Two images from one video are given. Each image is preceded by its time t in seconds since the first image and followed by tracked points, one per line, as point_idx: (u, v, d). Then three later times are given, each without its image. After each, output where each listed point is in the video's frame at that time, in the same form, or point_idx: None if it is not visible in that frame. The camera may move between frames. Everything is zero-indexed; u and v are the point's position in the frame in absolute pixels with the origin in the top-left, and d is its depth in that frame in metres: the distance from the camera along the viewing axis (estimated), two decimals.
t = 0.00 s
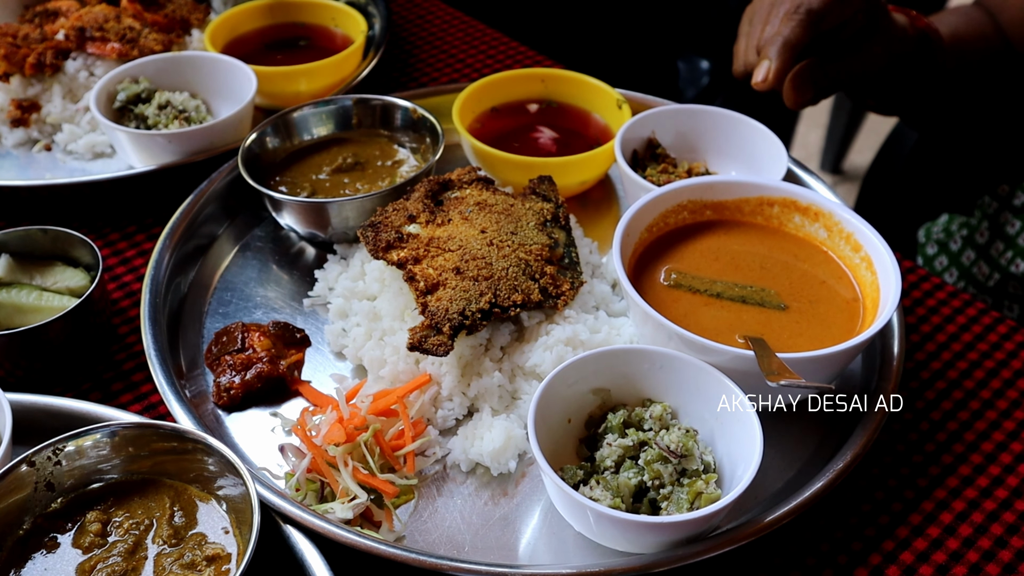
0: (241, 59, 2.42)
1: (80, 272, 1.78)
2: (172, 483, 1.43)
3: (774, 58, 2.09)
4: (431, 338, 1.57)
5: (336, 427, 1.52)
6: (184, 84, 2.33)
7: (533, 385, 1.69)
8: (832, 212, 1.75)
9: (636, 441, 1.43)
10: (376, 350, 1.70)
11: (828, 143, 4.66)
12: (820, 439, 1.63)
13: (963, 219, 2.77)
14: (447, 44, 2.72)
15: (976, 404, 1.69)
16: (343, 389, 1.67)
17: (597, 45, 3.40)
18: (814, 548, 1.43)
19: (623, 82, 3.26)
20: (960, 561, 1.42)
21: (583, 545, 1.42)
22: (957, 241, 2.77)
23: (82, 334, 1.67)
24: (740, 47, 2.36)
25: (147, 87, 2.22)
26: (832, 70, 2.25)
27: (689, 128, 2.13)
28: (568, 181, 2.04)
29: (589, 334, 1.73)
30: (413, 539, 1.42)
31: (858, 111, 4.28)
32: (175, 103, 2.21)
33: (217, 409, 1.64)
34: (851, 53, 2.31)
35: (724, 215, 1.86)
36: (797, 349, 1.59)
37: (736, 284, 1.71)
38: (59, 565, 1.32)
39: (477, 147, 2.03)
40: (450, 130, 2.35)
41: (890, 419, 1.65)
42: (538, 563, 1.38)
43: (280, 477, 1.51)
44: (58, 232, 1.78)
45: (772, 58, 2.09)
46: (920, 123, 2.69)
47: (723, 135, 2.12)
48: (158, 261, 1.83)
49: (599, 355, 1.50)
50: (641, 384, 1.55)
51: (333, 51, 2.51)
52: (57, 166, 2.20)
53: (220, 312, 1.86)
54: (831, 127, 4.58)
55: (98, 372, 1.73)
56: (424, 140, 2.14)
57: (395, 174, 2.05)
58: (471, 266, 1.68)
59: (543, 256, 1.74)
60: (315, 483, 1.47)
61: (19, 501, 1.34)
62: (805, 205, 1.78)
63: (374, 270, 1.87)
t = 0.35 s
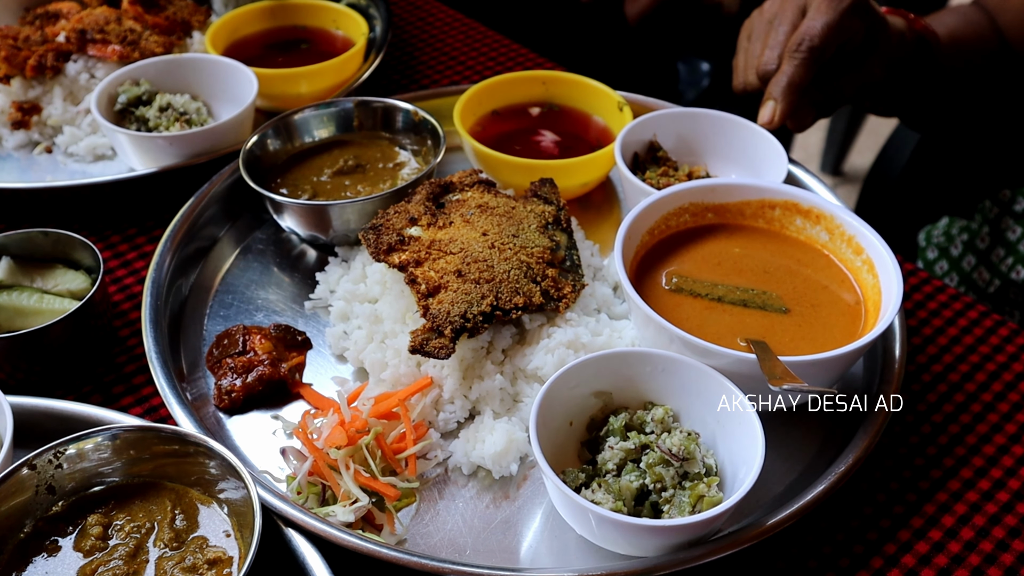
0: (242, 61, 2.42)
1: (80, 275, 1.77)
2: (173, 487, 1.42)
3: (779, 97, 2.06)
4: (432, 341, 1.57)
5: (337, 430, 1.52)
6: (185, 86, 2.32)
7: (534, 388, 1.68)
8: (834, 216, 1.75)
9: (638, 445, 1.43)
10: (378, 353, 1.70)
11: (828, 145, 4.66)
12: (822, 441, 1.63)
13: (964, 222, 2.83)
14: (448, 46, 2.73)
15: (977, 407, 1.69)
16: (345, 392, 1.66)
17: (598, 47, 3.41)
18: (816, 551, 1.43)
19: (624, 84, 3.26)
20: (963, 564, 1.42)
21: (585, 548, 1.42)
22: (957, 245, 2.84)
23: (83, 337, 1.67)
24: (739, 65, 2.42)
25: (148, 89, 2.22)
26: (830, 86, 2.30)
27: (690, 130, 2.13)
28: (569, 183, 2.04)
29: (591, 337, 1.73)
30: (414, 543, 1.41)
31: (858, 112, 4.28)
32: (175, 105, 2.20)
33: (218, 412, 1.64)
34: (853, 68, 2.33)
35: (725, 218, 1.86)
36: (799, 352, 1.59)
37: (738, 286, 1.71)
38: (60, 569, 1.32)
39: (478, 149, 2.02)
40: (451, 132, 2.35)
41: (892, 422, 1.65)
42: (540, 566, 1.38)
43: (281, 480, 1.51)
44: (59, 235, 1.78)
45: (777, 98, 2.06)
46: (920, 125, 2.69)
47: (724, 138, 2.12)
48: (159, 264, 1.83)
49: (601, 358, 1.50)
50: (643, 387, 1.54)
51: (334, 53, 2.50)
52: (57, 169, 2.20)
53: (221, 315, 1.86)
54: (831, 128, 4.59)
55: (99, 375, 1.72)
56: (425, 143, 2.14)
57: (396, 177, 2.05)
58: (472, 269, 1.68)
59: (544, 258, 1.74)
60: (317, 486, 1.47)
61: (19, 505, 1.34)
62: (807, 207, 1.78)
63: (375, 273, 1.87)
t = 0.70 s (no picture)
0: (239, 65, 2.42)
1: (77, 280, 1.77)
2: (168, 493, 1.42)
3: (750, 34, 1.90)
4: (428, 347, 1.57)
5: (333, 436, 1.51)
6: (182, 91, 2.32)
7: (530, 394, 1.68)
8: (832, 221, 1.75)
9: (634, 451, 1.43)
10: (374, 359, 1.70)
11: (828, 147, 4.66)
12: (819, 447, 1.63)
13: (964, 225, 2.75)
14: (446, 49, 2.72)
15: (975, 412, 1.68)
16: (341, 398, 1.66)
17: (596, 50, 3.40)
18: (813, 558, 1.43)
19: (622, 88, 3.26)
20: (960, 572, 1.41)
21: (580, 554, 1.42)
22: (957, 247, 2.75)
23: (79, 343, 1.67)
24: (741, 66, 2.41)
25: (145, 93, 2.21)
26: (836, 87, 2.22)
27: (688, 135, 2.13)
28: (565, 188, 2.04)
29: (587, 343, 1.73)
30: (410, 549, 1.41)
31: (858, 115, 4.28)
32: (173, 110, 2.20)
33: (214, 418, 1.63)
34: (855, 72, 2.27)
35: (722, 223, 1.85)
36: (795, 358, 1.58)
37: (735, 292, 1.71)
38: None
39: (475, 154, 2.02)
40: (449, 136, 2.34)
41: (889, 427, 1.65)
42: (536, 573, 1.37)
43: (277, 487, 1.50)
44: (55, 240, 1.77)
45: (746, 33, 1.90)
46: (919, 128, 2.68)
47: (721, 143, 2.12)
48: (155, 269, 1.83)
49: (597, 364, 1.50)
50: (640, 393, 1.54)
51: (332, 57, 2.50)
52: (55, 173, 2.20)
53: (218, 320, 1.86)
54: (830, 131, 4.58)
55: (95, 380, 1.72)
56: (422, 147, 2.14)
57: (393, 181, 2.04)
58: (469, 275, 1.67)
59: (541, 264, 1.73)
60: (312, 493, 1.46)
61: (14, 512, 1.33)
62: (804, 212, 1.78)
63: (371, 278, 1.86)
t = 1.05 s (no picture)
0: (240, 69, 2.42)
1: (77, 284, 1.77)
2: (168, 498, 1.42)
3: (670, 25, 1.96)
4: (429, 352, 1.57)
5: (333, 441, 1.51)
6: (182, 94, 2.32)
7: (531, 399, 1.68)
8: (832, 225, 1.74)
9: (635, 456, 1.42)
10: (374, 363, 1.70)
11: (828, 149, 4.66)
12: (820, 452, 1.62)
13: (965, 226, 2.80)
14: (447, 53, 2.72)
15: (976, 417, 1.68)
16: (341, 403, 1.66)
17: (597, 53, 3.41)
18: (814, 563, 1.42)
19: (622, 91, 3.26)
20: None
21: (581, 560, 1.41)
22: (958, 248, 2.81)
23: (78, 348, 1.66)
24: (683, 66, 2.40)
25: (145, 97, 2.21)
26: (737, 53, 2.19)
27: (688, 138, 2.13)
28: (566, 192, 2.04)
29: (588, 348, 1.73)
30: (410, 555, 1.41)
31: (858, 117, 4.28)
32: (173, 113, 2.20)
33: (214, 423, 1.63)
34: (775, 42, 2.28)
35: (723, 227, 1.85)
36: (796, 363, 1.58)
37: (736, 296, 1.70)
38: None
39: (476, 158, 2.02)
40: (449, 140, 2.34)
41: (890, 432, 1.65)
42: None
43: (277, 492, 1.50)
44: (55, 244, 1.77)
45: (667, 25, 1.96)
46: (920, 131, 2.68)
47: (721, 146, 2.12)
48: (155, 273, 1.83)
49: (597, 369, 1.50)
50: (640, 398, 1.54)
51: (332, 60, 2.50)
52: (55, 177, 2.20)
53: (218, 324, 1.85)
54: (830, 133, 4.59)
55: (95, 385, 1.72)
56: (422, 151, 2.13)
57: (393, 185, 2.04)
58: (469, 279, 1.67)
59: (541, 268, 1.73)
60: (312, 498, 1.46)
61: (13, 518, 1.33)
62: (805, 216, 1.77)
63: (372, 283, 1.86)
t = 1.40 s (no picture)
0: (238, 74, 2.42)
1: (74, 290, 1.77)
2: (164, 505, 1.42)
3: (612, 62, 2.07)
4: (425, 358, 1.57)
5: (330, 447, 1.51)
6: (181, 99, 2.32)
7: (528, 405, 1.68)
8: (830, 231, 1.75)
9: (632, 462, 1.42)
10: (371, 369, 1.70)
11: (829, 152, 4.66)
12: (818, 458, 1.62)
13: (958, 235, 2.73)
14: (446, 57, 2.73)
15: (973, 423, 1.68)
16: (338, 408, 1.66)
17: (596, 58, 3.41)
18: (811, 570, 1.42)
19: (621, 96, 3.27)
20: None
21: (578, 566, 1.41)
22: (951, 259, 2.75)
23: (75, 354, 1.67)
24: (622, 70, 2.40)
25: (143, 102, 2.21)
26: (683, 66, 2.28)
27: (686, 143, 2.13)
28: (564, 198, 2.04)
29: (585, 354, 1.73)
30: (406, 561, 1.41)
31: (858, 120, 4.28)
32: (171, 119, 2.20)
33: (211, 429, 1.63)
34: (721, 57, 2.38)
35: (721, 233, 1.85)
36: (794, 369, 1.58)
37: (734, 302, 1.70)
38: None
39: (474, 163, 2.02)
40: (447, 144, 2.35)
41: (887, 439, 1.64)
42: None
43: (274, 498, 1.50)
44: (53, 249, 1.77)
45: (609, 62, 2.07)
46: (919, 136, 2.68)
47: (719, 152, 2.12)
48: (153, 279, 1.83)
49: (594, 375, 1.50)
50: (637, 404, 1.54)
51: (331, 65, 2.51)
52: (53, 182, 2.20)
53: (216, 330, 1.85)
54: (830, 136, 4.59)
55: (92, 390, 1.72)
56: (420, 156, 2.14)
57: (391, 190, 2.04)
58: (466, 285, 1.67)
59: (539, 274, 1.73)
60: (309, 504, 1.46)
61: (9, 524, 1.33)
62: (802, 222, 1.78)
63: (369, 288, 1.86)
